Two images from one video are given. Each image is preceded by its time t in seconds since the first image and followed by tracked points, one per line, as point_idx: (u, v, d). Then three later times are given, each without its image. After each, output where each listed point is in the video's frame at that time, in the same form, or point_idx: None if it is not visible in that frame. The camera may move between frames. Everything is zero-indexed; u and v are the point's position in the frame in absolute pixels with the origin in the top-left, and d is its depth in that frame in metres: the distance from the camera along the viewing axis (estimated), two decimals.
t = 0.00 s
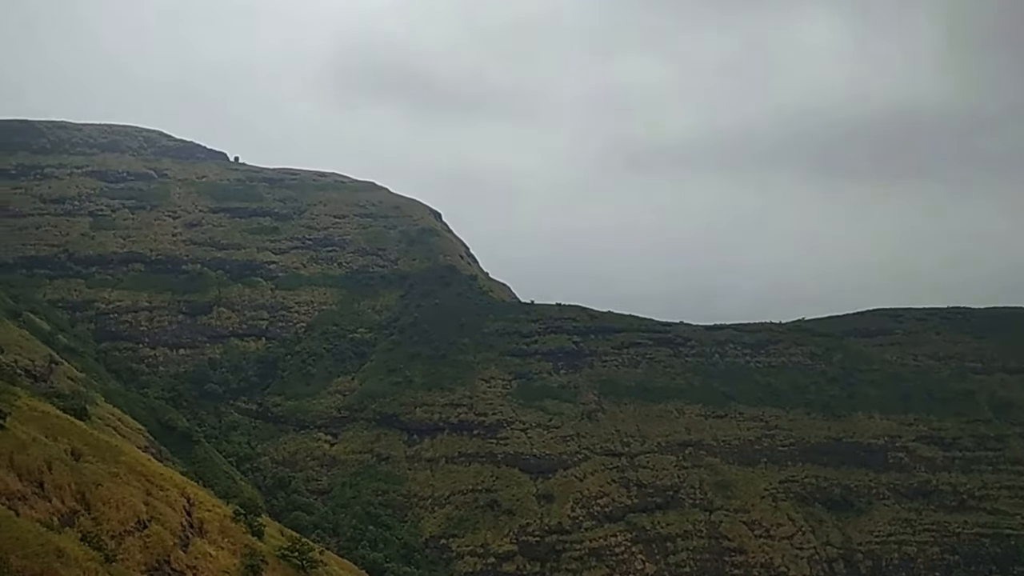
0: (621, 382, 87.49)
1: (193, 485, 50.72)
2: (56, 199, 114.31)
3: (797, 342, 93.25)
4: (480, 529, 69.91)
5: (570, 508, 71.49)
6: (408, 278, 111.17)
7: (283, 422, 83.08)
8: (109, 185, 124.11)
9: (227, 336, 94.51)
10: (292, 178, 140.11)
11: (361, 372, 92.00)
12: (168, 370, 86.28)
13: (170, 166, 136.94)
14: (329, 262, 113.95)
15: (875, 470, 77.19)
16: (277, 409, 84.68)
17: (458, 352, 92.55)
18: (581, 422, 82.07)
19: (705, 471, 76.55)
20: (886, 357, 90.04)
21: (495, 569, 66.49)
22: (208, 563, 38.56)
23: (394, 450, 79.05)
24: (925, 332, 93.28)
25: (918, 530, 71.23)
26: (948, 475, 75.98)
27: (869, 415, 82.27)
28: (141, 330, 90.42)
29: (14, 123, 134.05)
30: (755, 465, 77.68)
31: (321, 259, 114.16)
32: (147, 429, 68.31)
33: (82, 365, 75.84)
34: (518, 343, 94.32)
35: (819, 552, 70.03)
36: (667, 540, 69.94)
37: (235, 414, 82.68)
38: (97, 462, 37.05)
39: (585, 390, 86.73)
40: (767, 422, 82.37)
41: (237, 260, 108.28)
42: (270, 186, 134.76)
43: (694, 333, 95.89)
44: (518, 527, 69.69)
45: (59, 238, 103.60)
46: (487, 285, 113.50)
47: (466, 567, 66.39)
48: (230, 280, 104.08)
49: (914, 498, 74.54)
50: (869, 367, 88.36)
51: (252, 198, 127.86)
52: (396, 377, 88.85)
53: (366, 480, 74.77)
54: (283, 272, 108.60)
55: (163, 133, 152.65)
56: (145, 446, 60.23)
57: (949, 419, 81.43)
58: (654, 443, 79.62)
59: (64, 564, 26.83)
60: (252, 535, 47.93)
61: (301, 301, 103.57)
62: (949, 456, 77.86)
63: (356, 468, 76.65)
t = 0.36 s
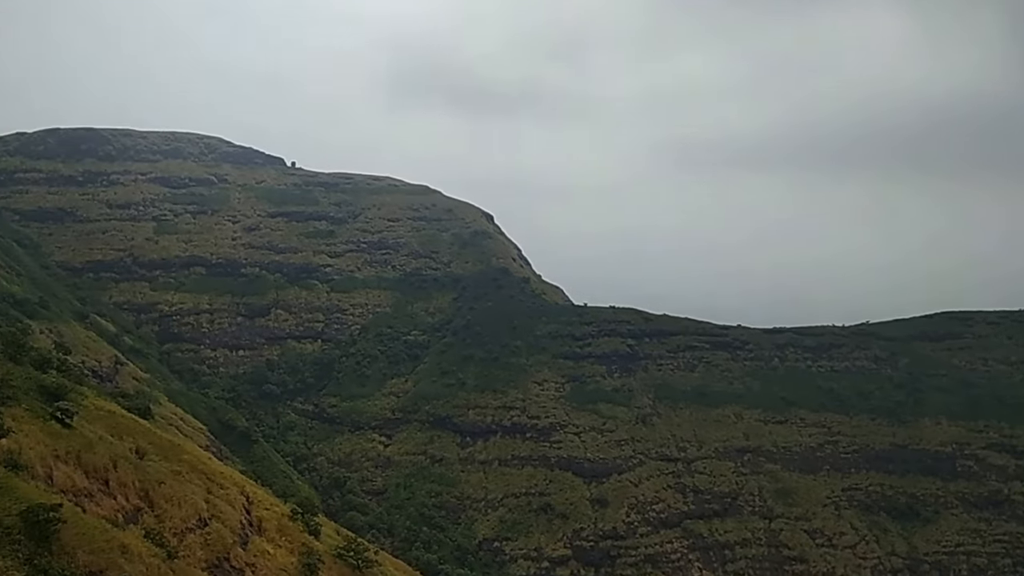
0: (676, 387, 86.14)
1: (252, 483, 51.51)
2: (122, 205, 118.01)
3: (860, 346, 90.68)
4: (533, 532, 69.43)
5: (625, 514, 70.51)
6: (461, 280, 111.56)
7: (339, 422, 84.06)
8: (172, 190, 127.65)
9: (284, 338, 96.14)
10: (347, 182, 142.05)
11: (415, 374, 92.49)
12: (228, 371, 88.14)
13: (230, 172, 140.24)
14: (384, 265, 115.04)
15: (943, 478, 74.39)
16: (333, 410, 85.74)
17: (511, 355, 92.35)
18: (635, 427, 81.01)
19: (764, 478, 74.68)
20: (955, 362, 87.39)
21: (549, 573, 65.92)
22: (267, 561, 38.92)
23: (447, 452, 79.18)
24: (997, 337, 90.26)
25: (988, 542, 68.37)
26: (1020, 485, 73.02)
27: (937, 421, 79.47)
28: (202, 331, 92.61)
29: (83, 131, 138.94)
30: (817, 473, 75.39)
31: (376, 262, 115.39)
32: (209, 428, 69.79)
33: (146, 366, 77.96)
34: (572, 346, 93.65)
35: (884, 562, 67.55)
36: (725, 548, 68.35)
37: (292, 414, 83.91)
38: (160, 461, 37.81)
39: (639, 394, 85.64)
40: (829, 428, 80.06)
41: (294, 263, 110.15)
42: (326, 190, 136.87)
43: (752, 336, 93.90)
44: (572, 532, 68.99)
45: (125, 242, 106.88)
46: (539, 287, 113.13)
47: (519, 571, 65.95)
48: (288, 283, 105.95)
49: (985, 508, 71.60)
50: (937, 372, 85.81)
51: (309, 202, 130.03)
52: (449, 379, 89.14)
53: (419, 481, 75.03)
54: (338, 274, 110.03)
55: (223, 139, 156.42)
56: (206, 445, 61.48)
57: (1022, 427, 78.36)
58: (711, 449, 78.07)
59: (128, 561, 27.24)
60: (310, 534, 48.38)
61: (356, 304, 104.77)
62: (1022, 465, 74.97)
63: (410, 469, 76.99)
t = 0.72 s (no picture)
0: (734, 391, 84.30)
1: (310, 483, 51.98)
2: (184, 209, 121.14)
3: (928, 350, 87.61)
4: (588, 537, 68.56)
5: (682, 519, 69.13)
6: (514, 283, 111.30)
7: (393, 424, 84.57)
8: (231, 195, 130.54)
9: (340, 340, 97.25)
10: (401, 186, 143.26)
11: (469, 376, 92.53)
12: (286, 372, 89.53)
13: (287, 177, 142.80)
14: (437, 268, 115.54)
15: (1016, 487, 71.26)
16: (388, 411, 86.29)
17: (565, 358, 91.68)
18: (692, 431, 79.49)
19: (827, 485, 72.38)
20: None
21: None
22: (325, 560, 39.04)
23: (501, 454, 78.88)
24: None
25: None
26: None
27: (1008, 428, 76.64)
28: (261, 333, 94.33)
29: (147, 139, 143.17)
30: (882, 480, 72.76)
31: (429, 265, 115.98)
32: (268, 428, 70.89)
33: (208, 366, 79.68)
34: (627, 349, 92.52)
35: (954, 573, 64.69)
36: (786, 556, 66.27)
37: (348, 415, 84.72)
38: (221, 459, 38.28)
39: (696, 398, 84.06)
40: (895, 435, 77.30)
41: (349, 266, 111.46)
42: (380, 194, 138.23)
43: (813, 339, 91.41)
44: (627, 537, 67.91)
45: (188, 246, 109.64)
46: (593, 290, 112.16)
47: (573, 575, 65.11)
48: (343, 285, 107.25)
49: None
50: (1010, 377, 82.75)
51: (363, 206, 131.53)
52: (502, 381, 88.89)
53: (473, 483, 74.90)
54: (392, 277, 110.94)
55: (281, 145, 159.40)
56: (265, 445, 62.38)
57: None
58: (771, 455, 76.06)
59: (190, 557, 27.48)
60: (365, 534, 48.53)
61: (410, 306, 105.43)
62: None
63: (464, 471, 76.89)
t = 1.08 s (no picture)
0: (795, 395, 81.90)
1: (367, 483, 52.09)
2: (243, 213, 123.60)
3: (1001, 353, 84.77)
4: (645, 542, 67.25)
5: (741, 526, 67.23)
6: (568, 284, 110.46)
7: (448, 425, 84.57)
8: (289, 199, 132.74)
9: (395, 342, 97.79)
10: (454, 188, 143.73)
11: (522, 378, 91.98)
12: (342, 373, 90.38)
13: (342, 180, 144.58)
14: (491, 269, 115.38)
15: None
16: (442, 413, 86.35)
17: (620, 360, 90.48)
18: (752, 436, 77.43)
19: (893, 493, 69.59)
20: None
21: None
22: (381, 560, 38.91)
23: (556, 457, 78.10)
24: None
25: None
26: None
27: None
28: (318, 334, 95.49)
29: (207, 144, 146.61)
30: (951, 488, 69.61)
31: (483, 266, 115.86)
32: (325, 428, 71.53)
33: (267, 367, 80.92)
34: (683, 352, 90.77)
35: None
36: (851, 564, 63.79)
37: (403, 417, 85.00)
38: (280, 459, 38.48)
39: (756, 402, 81.91)
40: (966, 441, 74.07)
41: (403, 268, 112.14)
42: (434, 196, 138.85)
43: (878, 342, 88.40)
44: (685, 543, 66.37)
45: (247, 249, 111.75)
46: (648, 291, 110.56)
47: None
48: (397, 287, 107.93)
49: None
50: None
51: (417, 208, 132.30)
52: (556, 384, 88.13)
53: (528, 486, 74.24)
54: (446, 279, 111.23)
55: (336, 149, 161.58)
56: (322, 445, 62.90)
57: None
58: (835, 461, 73.53)
59: (250, 555, 27.50)
60: (421, 534, 48.32)
61: (464, 308, 105.48)
62: None
63: (518, 473, 76.30)
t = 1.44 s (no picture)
0: (859, 399, 79.15)
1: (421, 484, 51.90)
2: (299, 216, 125.44)
3: None
4: (702, 547, 65.59)
5: (803, 533, 64.98)
6: (621, 286, 109.10)
7: (501, 427, 84.15)
8: (344, 202, 134.24)
9: (448, 343, 97.82)
10: (506, 189, 143.56)
11: (576, 380, 90.98)
12: (396, 374, 90.74)
13: (395, 183, 145.66)
14: (543, 271, 114.65)
15: None
16: (495, 415, 85.95)
17: (675, 363, 88.83)
18: (814, 441, 74.97)
19: (962, 500, 66.44)
20: None
21: None
22: (435, 560, 38.54)
23: (610, 461, 76.90)
24: None
25: None
26: None
27: None
28: (372, 336, 96.14)
29: (264, 149, 149.44)
30: None
31: (535, 268, 115.24)
32: (379, 428, 71.72)
33: (322, 368, 81.72)
34: (741, 354, 88.60)
35: None
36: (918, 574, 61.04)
37: (456, 418, 84.81)
38: (335, 458, 38.40)
39: (818, 407, 79.39)
40: None
41: (456, 270, 112.27)
42: (486, 198, 138.86)
43: (946, 344, 85.12)
44: (744, 550, 64.43)
45: (303, 251, 113.30)
46: (704, 292, 108.43)
47: None
48: (450, 289, 108.06)
49: None
50: None
51: (469, 210, 132.42)
52: (610, 386, 86.93)
53: (582, 489, 73.18)
54: (498, 280, 110.97)
55: (390, 152, 163.02)
56: (376, 445, 63.05)
57: None
58: (901, 467, 70.66)
59: (307, 553, 27.29)
60: (474, 536, 47.87)
61: (516, 309, 104.99)
62: None
63: (572, 476, 75.28)
